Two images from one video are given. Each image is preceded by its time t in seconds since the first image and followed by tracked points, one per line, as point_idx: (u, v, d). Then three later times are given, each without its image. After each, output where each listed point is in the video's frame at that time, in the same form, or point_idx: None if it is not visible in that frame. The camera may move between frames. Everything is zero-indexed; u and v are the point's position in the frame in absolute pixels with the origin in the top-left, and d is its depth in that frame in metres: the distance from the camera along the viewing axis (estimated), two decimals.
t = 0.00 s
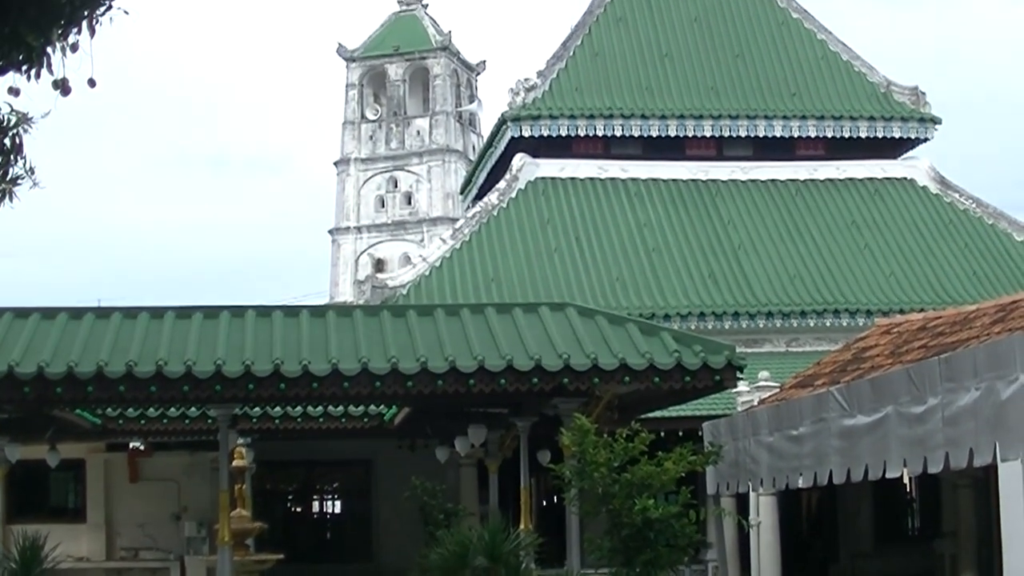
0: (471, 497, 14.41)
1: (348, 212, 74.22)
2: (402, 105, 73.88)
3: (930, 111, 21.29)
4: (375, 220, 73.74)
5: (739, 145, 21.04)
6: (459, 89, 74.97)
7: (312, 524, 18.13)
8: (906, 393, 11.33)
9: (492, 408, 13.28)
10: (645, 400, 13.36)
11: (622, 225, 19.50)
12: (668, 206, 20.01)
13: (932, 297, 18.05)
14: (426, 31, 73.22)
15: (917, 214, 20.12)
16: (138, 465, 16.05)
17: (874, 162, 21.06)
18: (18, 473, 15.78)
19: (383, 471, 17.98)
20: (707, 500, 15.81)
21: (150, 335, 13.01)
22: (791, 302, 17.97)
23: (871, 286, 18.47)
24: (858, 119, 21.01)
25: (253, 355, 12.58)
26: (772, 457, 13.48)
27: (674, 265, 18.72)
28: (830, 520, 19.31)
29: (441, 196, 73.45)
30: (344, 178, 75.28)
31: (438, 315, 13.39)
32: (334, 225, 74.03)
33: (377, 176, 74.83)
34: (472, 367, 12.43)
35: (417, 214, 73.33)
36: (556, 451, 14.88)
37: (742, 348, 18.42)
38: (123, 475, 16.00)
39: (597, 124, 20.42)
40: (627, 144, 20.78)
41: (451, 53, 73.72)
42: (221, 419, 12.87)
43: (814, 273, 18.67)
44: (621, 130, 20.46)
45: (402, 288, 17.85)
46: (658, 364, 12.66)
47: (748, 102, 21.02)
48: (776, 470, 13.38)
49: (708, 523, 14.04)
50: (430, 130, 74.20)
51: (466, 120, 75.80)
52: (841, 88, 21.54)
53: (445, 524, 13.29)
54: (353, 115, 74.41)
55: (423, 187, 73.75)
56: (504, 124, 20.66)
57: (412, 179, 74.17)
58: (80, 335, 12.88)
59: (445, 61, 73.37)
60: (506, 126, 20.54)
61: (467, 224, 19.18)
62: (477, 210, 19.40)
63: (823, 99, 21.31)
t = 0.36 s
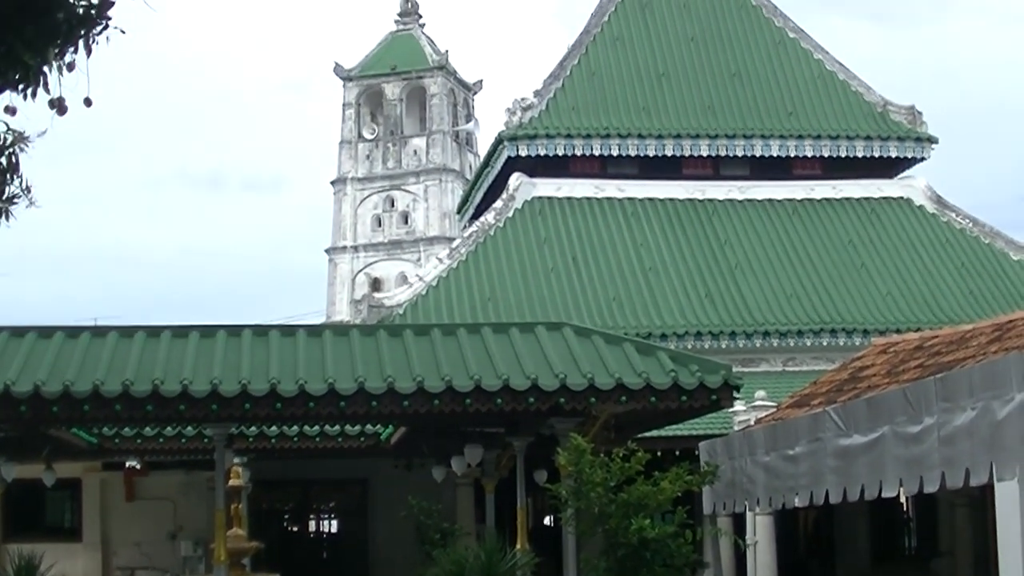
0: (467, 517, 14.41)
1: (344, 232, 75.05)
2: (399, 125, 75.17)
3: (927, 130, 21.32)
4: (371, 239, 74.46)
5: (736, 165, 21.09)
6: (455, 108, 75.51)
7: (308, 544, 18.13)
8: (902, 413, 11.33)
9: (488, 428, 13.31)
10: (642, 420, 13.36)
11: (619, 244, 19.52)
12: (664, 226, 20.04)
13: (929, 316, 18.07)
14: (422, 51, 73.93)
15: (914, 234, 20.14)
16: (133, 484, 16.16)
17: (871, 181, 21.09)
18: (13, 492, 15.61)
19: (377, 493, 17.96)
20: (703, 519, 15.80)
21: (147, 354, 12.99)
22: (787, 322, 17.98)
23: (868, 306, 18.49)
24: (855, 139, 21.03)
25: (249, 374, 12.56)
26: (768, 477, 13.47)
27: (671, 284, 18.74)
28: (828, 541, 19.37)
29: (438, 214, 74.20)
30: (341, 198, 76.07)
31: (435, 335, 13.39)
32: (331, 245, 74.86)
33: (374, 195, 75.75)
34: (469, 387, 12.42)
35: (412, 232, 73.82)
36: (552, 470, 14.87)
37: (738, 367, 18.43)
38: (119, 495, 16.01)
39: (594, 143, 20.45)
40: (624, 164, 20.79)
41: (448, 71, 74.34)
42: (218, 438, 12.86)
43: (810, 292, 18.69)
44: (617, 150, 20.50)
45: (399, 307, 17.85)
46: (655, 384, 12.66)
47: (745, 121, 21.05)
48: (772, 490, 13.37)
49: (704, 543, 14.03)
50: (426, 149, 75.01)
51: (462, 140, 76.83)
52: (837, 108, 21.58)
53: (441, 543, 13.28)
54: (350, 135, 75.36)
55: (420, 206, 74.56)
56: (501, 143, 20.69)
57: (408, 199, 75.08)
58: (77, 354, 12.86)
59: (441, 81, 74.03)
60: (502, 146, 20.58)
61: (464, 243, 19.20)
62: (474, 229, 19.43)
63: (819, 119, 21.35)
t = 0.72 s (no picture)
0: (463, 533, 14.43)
1: (340, 247, 77.35)
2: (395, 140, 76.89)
3: (923, 144, 21.34)
4: (367, 254, 76.89)
5: (731, 179, 21.12)
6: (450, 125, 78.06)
7: (304, 561, 17.96)
8: (898, 427, 11.32)
9: (485, 444, 13.33)
10: (638, 435, 13.36)
11: (614, 260, 19.53)
12: (660, 241, 20.06)
13: (925, 331, 18.08)
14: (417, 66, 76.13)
15: (909, 248, 20.17)
16: (129, 500, 16.04)
17: (866, 196, 21.12)
18: (9, 507, 15.74)
19: (374, 505, 17.87)
20: (699, 535, 15.80)
21: (142, 371, 12.97)
22: (783, 336, 17.99)
23: (863, 320, 18.50)
24: (850, 153, 21.04)
25: (245, 391, 12.54)
26: (765, 492, 13.47)
27: (667, 299, 18.75)
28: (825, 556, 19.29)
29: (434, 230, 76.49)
30: (337, 214, 78.04)
31: (431, 350, 13.39)
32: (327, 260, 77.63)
33: (370, 210, 77.88)
34: (464, 403, 12.41)
35: (408, 249, 76.09)
36: (548, 486, 14.88)
37: (734, 382, 18.43)
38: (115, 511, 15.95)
39: (589, 158, 20.44)
40: (620, 179, 20.86)
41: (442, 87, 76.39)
42: (214, 454, 12.85)
43: (806, 306, 18.69)
44: (613, 165, 20.51)
45: (395, 322, 17.84)
46: (651, 400, 12.65)
47: (740, 136, 21.07)
48: (769, 505, 13.37)
49: (700, 558, 14.02)
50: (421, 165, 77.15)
51: (457, 153, 79.13)
52: (832, 123, 21.61)
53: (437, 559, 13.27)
54: (346, 151, 77.67)
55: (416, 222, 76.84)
56: (497, 159, 20.71)
57: (404, 214, 77.28)
58: (73, 371, 12.83)
59: (436, 96, 75.92)
60: (498, 161, 20.63)
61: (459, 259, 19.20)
62: (470, 245, 19.45)
63: (815, 133, 21.37)
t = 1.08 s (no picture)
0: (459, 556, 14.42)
1: (337, 270, 80.78)
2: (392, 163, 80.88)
3: (919, 168, 21.41)
4: (364, 278, 80.33)
5: (728, 203, 21.17)
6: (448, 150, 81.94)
7: None
8: (894, 451, 11.32)
9: (481, 467, 13.33)
10: (634, 459, 13.36)
11: (610, 283, 19.55)
12: (657, 264, 20.09)
13: (922, 355, 18.11)
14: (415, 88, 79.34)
15: (906, 272, 20.22)
16: (124, 522, 16.09)
17: (863, 220, 21.18)
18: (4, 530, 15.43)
19: (375, 525, 16.93)
20: (696, 558, 15.79)
21: (138, 393, 12.95)
22: (780, 360, 17.99)
23: (860, 344, 18.51)
24: (847, 177, 21.08)
25: (241, 413, 12.53)
26: (761, 516, 13.46)
27: (663, 323, 18.77)
28: None
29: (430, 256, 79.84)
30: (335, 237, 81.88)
31: (427, 373, 13.39)
32: (324, 283, 80.65)
33: (367, 233, 81.16)
34: (461, 426, 12.40)
35: (405, 272, 79.76)
36: (543, 510, 14.88)
37: (731, 406, 18.43)
38: (111, 534, 15.95)
39: (586, 182, 20.47)
40: (615, 203, 20.87)
41: (439, 109, 79.41)
42: (209, 476, 12.83)
43: (803, 330, 18.71)
44: (609, 189, 20.52)
45: (391, 345, 17.83)
46: (647, 423, 12.64)
47: (737, 160, 21.11)
48: (765, 529, 13.35)
49: None
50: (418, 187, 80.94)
51: (455, 177, 83.07)
52: (829, 147, 21.67)
53: None
54: (342, 174, 81.26)
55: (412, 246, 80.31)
56: (493, 182, 20.74)
57: (401, 237, 80.79)
58: (69, 393, 12.80)
59: (433, 121, 79.82)
60: (495, 185, 20.63)
61: (455, 281, 19.21)
62: (467, 267, 19.47)
63: (811, 157, 21.42)
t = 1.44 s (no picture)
0: None
1: (334, 293, 81.82)
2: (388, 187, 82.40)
3: (915, 191, 21.45)
4: (360, 301, 81.42)
5: (724, 226, 21.22)
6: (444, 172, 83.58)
7: None
8: (891, 474, 11.30)
9: (477, 491, 13.33)
10: (631, 482, 13.35)
11: (607, 306, 19.57)
12: (654, 287, 20.11)
13: (918, 378, 18.12)
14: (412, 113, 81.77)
15: (903, 294, 20.25)
16: (121, 547, 16.11)
17: (860, 243, 21.23)
18: None
19: (372, 548, 16.90)
20: None
21: (134, 417, 12.94)
22: (777, 384, 17.99)
23: (857, 367, 18.52)
24: (843, 200, 21.10)
25: (238, 437, 12.52)
26: (758, 540, 13.45)
27: (660, 346, 18.78)
28: None
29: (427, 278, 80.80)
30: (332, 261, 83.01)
31: (424, 397, 13.40)
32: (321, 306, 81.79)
33: (364, 257, 82.83)
34: (457, 450, 12.39)
35: (402, 294, 80.87)
36: (540, 534, 14.87)
37: (727, 429, 18.43)
38: (107, 558, 15.98)
39: (583, 206, 20.48)
40: (612, 226, 20.92)
41: (437, 134, 82.11)
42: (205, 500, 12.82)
43: (800, 353, 18.72)
44: (605, 213, 20.54)
45: (388, 369, 17.82)
46: (644, 447, 12.63)
47: (734, 184, 21.13)
48: (762, 553, 13.33)
49: None
50: (415, 211, 82.42)
51: (451, 201, 84.47)
52: (826, 170, 21.71)
53: None
54: (339, 197, 83.04)
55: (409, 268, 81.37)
56: (489, 206, 20.76)
57: (397, 260, 82.01)
58: (65, 417, 12.78)
59: (429, 143, 81.62)
60: (491, 209, 20.64)
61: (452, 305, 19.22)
62: (463, 290, 19.49)
63: (808, 180, 21.45)
